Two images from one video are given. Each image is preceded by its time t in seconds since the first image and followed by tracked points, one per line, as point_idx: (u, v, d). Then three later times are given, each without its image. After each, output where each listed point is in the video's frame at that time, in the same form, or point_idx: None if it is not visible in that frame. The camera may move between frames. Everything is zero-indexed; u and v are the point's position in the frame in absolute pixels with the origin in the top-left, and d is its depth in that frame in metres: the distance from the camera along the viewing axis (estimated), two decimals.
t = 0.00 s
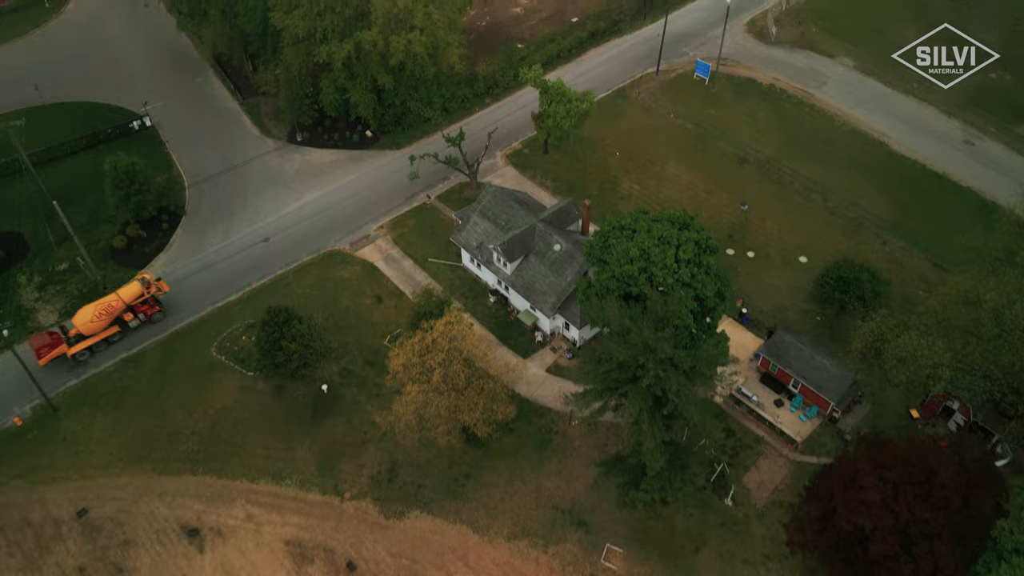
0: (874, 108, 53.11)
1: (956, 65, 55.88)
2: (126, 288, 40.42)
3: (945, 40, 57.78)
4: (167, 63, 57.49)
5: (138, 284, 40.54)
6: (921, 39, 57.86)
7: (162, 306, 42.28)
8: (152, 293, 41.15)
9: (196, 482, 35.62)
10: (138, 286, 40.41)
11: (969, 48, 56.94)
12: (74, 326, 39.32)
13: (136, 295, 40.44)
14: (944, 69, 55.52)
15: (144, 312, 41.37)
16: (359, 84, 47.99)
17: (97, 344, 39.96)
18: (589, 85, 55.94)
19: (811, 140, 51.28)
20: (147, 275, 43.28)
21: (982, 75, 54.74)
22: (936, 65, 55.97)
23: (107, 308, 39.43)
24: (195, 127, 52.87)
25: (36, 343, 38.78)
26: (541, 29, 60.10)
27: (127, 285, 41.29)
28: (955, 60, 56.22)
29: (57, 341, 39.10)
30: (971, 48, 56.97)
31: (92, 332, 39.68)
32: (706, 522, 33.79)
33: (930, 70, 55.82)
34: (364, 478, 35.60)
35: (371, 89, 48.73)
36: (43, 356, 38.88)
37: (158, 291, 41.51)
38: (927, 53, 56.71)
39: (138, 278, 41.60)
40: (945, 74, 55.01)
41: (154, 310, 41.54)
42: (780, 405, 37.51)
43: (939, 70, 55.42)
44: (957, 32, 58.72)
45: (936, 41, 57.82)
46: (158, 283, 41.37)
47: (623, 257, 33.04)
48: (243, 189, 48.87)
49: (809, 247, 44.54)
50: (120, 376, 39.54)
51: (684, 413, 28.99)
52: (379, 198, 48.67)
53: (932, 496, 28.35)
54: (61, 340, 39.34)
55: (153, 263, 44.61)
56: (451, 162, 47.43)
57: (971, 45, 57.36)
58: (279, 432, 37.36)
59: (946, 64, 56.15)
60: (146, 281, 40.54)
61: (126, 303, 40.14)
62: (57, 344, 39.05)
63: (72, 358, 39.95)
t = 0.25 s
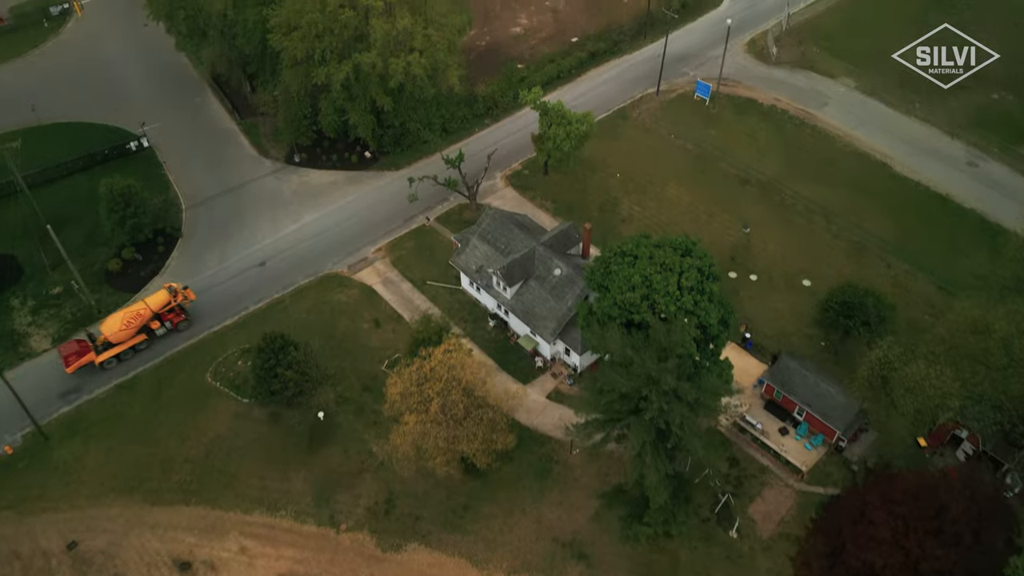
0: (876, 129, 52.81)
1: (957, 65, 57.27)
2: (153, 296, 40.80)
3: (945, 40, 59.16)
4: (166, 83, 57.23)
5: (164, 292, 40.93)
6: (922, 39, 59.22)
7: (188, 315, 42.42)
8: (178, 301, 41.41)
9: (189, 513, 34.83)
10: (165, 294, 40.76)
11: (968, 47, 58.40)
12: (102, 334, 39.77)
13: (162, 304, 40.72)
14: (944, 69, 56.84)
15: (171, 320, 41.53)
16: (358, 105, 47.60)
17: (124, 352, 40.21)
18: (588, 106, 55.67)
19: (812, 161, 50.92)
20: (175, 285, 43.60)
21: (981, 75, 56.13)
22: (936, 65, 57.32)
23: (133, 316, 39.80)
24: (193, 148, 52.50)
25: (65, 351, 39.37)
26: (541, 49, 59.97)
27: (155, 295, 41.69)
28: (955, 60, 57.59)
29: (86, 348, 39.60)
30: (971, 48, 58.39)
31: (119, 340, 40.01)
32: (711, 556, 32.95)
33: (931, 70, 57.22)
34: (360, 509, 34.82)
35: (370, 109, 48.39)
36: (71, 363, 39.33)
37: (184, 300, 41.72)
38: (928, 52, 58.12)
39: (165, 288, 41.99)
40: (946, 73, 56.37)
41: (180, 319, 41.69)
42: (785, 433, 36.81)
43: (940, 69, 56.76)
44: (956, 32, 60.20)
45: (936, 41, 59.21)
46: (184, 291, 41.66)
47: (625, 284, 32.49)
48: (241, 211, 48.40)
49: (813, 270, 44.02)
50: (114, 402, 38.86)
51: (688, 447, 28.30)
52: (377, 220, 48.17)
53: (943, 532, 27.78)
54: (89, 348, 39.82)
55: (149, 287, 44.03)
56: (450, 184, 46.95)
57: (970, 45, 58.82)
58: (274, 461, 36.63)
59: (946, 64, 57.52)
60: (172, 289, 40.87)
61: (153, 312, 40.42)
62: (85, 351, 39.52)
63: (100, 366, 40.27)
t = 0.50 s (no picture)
0: (878, 150, 52.45)
1: (957, 64, 58.69)
2: (180, 305, 40.80)
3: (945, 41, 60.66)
4: (164, 104, 56.94)
5: (191, 301, 40.89)
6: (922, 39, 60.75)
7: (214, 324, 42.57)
8: (204, 310, 41.41)
9: (181, 546, 34.00)
10: (192, 304, 40.70)
11: (968, 48, 59.90)
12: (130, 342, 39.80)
13: (189, 312, 40.74)
14: (944, 69, 58.25)
15: (197, 329, 41.64)
16: (357, 126, 47.24)
17: (151, 360, 40.31)
18: (586, 128, 55.36)
19: (814, 182, 50.53)
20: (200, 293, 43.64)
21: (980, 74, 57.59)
22: (937, 65, 58.75)
23: (161, 325, 39.86)
24: (191, 169, 52.09)
25: (93, 359, 39.37)
26: (540, 69, 59.79)
27: (181, 303, 41.69)
28: (955, 60, 59.02)
29: (113, 357, 39.63)
30: (971, 48, 59.86)
31: (147, 348, 40.07)
32: None
33: (932, 68, 58.66)
34: (356, 541, 33.98)
35: (369, 131, 48.04)
36: (99, 371, 39.36)
37: (210, 309, 41.78)
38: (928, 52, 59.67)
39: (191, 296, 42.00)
40: (947, 73, 57.79)
41: (206, 328, 41.82)
42: (791, 462, 36.07)
43: (940, 69, 58.20)
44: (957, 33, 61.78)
45: (936, 41, 60.70)
46: (210, 301, 41.66)
47: (627, 311, 31.89)
48: (238, 233, 47.91)
49: (816, 294, 43.44)
50: (107, 430, 38.16)
51: (692, 481, 27.60)
52: (375, 243, 47.65)
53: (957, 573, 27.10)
54: (116, 356, 39.85)
55: (143, 310, 43.44)
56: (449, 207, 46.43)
57: (970, 45, 60.29)
58: (269, 491, 35.85)
59: (946, 64, 58.96)
60: (199, 298, 40.90)
61: (180, 321, 40.45)
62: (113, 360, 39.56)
63: (127, 374, 40.37)
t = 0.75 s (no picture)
0: (880, 171, 52.07)
1: (957, 64, 60.15)
2: (207, 314, 40.93)
3: (945, 41, 62.08)
4: (163, 124, 56.65)
5: (218, 309, 41.11)
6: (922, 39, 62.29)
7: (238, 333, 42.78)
8: (230, 319, 41.67)
9: None
10: (219, 313, 40.92)
11: (968, 47, 61.44)
12: (158, 351, 39.83)
13: (216, 321, 40.90)
14: (944, 69, 59.65)
15: (222, 338, 41.83)
16: (356, 148, 46.86)
17: (177, 369, 40.42)
18: (585, 149, 54.97)
19: (817, 204, 50.11)
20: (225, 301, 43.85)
21: (980, 73, 59.08)
22: (937, 65, 60.16)
23: (189, 334, 39.98)
24: (189, 190, 51.72)
25: (121, 368, 39.27)
26: (540, 89, 59.58)
27: (207, 312, 41.82)
28: (955, 60, 60.45)
29: (141, 366, 39.59)
30: (971, 48, 61.29)
31: (174, 357, 40.17)
32: None
33: (933, 67, 60.11)
34: None
35: (367, 152, 47.64)
36: (126, 380, 39.32)
37: (236, 318, 42.01)
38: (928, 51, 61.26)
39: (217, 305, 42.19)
40: (947, 72, 59.25)
41: (232, 337, 42.02)
42: (797, 492, 35.30)
43: (940, 68, 59.65)
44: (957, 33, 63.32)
45: (937, 41, 62.11)
46: (237, 309, 41.92)
47: (629, 340, 31.31)
48: (236, 255, 47.45)
49: (821, 318, 42.85)
50: (99, 458, 37.39)
51: (697, 517, 27.12)
52: (373, 265, 47.14)
53: None
54: (143, 365, 39.81)
55: (138, 334, 42.85)
56: (448, 229, 45.92)
57: (970, 45, 61.78)
58: (263, 523, 35.03)
59: (946, 64, 60.41)
60: (226, 307, 41.10)
61: (207, 329, 40.61)
62: (140, 369, 39.53)
63: (152, 383, 40.41)
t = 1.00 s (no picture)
0: (883, 193, 51.66)
1: (957, 64, 61.87)
2: (232, 324, 40.95)
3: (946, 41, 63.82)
4: (161, 145, 56.34)
5: (243, 319, 41.12)
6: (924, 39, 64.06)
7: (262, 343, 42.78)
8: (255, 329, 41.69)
9: None
10: (244, 322, 40.88)
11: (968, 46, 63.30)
12: (184, 360, 39.82)
13: (241, 330, 40.91)
14: (945, 69, 61.37)
15: (247, 347, 41.81)
16: (354, 170, 46.42)
17: (203, 378, 40.42)
18: (584, 171, 54.60)
19: (819, 226, 49.67)
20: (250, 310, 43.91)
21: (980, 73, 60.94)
22: (938, 65, 61.95)
23: (214, 344, 39.98)
24: (186, 212, 51.23)
25: (148, 378, 39.25)
26: (540, 110, 59.38)
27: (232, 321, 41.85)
28: (955, 60, 62.23)
29: (167, 375, 39.59)
30: (971, 48, 63.02)
31: (200, 366, 40.18)
32: None
33: (934, 67, 61.81)
34: None
35: (366, 174, 47.17)
36: (153, 389, 39.29)
37: (260, 327, 42.03)
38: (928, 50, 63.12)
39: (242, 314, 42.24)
40: (947, 73, 60.95)
41: (256, 347, 42.00)
42: (803, 523, 34.49)
43: (941, 69, 61.40)
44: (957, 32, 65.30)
45: (938, 42, 63.79)
46: (261, 319, 41.93)
47: (631, 370, 30.67)
48: (233, 278, 46.87)
49: (825, 343, 42.23)
50: (89, 488, 36.57)
51: (702, 555, 26.42)
52: (371, 288, 46.59)
53: None
54: (170, 374, 39.80)
55: (133, 359, 42.23)
56: (447, 252, 45.39)
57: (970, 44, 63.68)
58: (256, 556, 34.15)
59: (947, 64, 62.15)
60: (251, 316, 41.12)
61: (233, 339, 40.62)
62: (167, 378, 39.52)
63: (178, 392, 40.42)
